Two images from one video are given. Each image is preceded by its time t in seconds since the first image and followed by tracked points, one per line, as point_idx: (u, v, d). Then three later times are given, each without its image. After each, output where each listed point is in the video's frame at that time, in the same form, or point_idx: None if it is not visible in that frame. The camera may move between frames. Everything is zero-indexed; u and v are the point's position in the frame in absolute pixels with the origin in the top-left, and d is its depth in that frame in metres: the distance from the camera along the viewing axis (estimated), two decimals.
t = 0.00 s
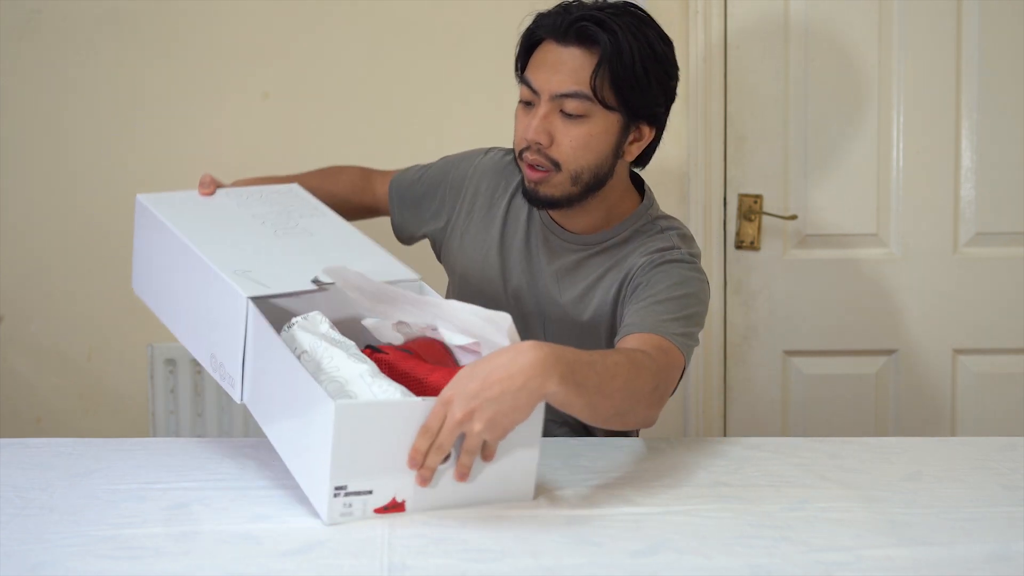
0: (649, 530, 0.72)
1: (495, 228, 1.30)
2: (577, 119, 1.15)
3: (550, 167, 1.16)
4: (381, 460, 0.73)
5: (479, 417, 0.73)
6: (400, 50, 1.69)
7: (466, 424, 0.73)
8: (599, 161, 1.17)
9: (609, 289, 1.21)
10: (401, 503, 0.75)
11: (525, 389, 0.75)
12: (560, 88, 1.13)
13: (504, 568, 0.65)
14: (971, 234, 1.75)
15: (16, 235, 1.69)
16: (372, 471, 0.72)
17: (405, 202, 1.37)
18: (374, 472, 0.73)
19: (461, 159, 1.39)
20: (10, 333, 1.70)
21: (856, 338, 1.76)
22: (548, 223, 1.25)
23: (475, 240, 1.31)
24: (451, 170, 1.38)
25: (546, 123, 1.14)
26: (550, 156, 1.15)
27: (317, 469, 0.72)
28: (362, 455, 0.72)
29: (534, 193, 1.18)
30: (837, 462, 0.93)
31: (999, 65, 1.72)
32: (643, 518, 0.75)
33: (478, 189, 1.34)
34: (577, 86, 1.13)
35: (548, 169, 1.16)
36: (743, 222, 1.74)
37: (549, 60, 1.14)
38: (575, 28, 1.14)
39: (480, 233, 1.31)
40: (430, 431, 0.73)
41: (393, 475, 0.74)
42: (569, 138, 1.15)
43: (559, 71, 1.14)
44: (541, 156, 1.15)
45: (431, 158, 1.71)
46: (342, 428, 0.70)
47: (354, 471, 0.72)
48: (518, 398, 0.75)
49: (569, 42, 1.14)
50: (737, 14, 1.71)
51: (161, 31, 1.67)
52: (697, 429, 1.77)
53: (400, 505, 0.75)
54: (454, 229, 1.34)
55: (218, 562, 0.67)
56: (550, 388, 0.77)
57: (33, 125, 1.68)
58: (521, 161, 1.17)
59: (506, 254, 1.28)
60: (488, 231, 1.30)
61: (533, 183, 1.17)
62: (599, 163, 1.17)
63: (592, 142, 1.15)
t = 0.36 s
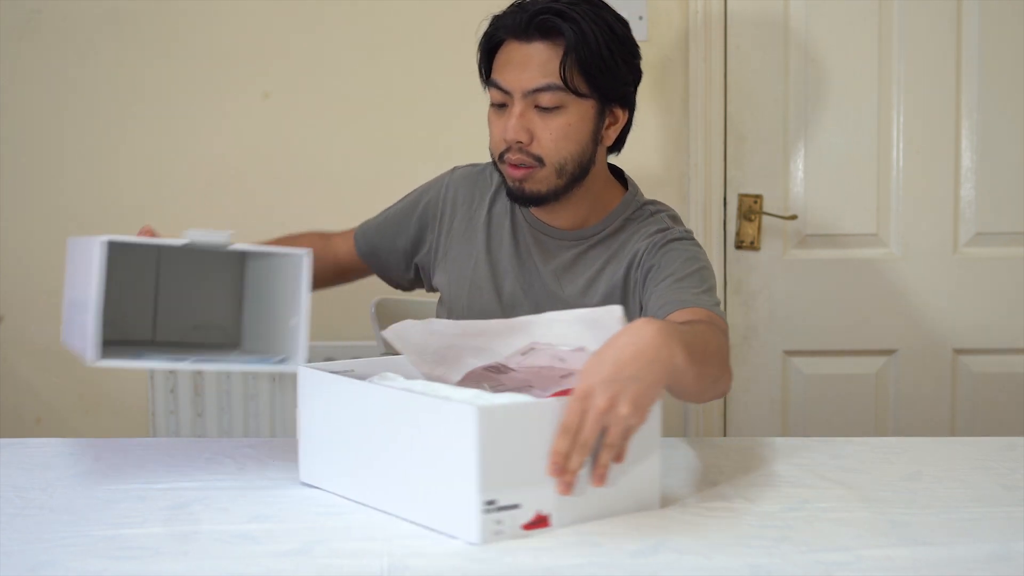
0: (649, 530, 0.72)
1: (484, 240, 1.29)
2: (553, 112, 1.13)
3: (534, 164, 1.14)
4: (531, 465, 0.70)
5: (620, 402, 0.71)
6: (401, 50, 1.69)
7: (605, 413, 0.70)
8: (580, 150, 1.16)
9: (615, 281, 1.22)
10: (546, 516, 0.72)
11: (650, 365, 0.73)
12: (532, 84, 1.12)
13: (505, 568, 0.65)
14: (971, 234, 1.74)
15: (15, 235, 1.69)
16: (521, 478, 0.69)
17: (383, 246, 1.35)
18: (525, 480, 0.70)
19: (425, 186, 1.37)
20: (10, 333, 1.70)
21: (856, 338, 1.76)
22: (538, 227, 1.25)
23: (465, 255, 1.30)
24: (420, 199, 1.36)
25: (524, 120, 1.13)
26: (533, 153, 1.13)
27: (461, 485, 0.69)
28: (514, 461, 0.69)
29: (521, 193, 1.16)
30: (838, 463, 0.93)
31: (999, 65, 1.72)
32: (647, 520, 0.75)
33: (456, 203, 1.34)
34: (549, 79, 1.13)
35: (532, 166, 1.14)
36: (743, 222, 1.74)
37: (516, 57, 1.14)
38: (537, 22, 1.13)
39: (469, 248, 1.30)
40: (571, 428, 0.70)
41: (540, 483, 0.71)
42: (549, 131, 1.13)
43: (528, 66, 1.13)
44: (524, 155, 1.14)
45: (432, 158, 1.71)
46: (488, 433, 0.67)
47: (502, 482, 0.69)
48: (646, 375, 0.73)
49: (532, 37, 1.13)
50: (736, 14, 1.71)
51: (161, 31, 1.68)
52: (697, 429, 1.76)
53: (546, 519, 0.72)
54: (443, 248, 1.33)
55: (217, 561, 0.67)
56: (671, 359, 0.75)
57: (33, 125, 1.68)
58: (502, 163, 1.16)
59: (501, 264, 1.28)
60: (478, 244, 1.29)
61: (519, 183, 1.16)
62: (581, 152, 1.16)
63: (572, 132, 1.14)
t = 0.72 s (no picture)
0: (650, 530, 0.72)
1: (487, 250, 1.27)
2: (545, 107, 1.14)
3: (534, 161, 1.15)
4: (593, 463, 0.70)
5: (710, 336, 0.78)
6: (401, 50, 1.69)
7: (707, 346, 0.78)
8: (576, 139, 1.16)
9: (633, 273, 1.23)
10: (604, 513, 0.72)
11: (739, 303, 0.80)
12: (520, 82, 1.13)
13: (505, 568, 0.65)
14: (971, 234, 1.74)
15: (15, 235, 1.69)
16: (585, 477, 0.70)
17: (375, 288, 1.30)
18: (587, 480, 0.70)
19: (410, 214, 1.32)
20: (10, 333, 1.70)
21: (856, 338, 1.76)
22: (542, 228, 1.26)
23: (467, 268, 1.28)
24: (408, 225, 1.31)
25: (517, 120, 1.13)
26: (531, 150, 1.14)
27: (526, 488, 0.69)
28: (581, 459, 0.69)
29: (525, 192, 1.17)
30: (838, 462, 0.93)
31: (999, 65, 1.72)
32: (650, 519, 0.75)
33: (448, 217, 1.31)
34: (535, 74, 1.13)
35: (532, 163, 1.15)
36: (743, 222, 1.74)
37: (499, 59, 1.14)
38: (514, 21, 1.14)
39: (470, 262, 1.28)
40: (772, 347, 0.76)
41: (600, 481, 0.71)
42: (543, 126, 1.14)
43: (513, 66, 1.13)
44: (522, 154, 1.14)
45: (433, 158, 1.71)
46: (558, 433, 0.67)
47: (568, 481, 0.69)
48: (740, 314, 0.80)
49: (512, 37, 1.14)
50: (736, 14, 1.71)
51: (161, 31, 1.68)
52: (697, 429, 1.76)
53: (604, 518, 0.72)
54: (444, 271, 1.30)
55: (217, 561, 0.67)
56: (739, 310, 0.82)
57: (33, 125, 1.68)
58: (502, 166, 1.16)
59: (511, 273, 1.26)
60: (479, 255, 1.27)
61: (520, 182, 1.16)
62: (576, 141, 1.16)
63: (566, 123, 1.15)
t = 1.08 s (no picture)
0: (650, 530, 0.72)
1: (494, 253, 1.28)
2: (543, 114, 1.14)
3: (536, 168, 1.16)
4: (592, 463, 0.70)
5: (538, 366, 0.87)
6: (401, 50, 1.69)
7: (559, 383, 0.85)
8: (574, 143, 1.17)
9: (641, 273, 1.26)
10: (605, 514, 0.72)
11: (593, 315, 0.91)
12: (517, 91, 1.13)
13: (505, 567, 0.65)
14: (971, 234, 1.74)
15: (14, 235, 1.69)
16: (585, 477, 0.70)
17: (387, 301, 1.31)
18: (588, 479, 0.70)
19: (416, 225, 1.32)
20: (10, 333, 1.70)
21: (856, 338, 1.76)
22: (549, 229, 1.27)
23: (475, 272, 1.29)
24: (413, 233, 1.31)
25: (516, 129, 1.14)
26: (532, 158, 1.15)
27: (525, 489, 0.69)
28: (580, 459, 0.69)
29: (529, 199, 1.19)
30: (838, 462, 0.93)
31: (999, 65, 1.72)
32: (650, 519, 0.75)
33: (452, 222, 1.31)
34: (531, 82, 1.13)
35: (534, 170, 1.16)
36: (743, 222, 1.74)
37: (494, 70, 1.14)
38: (505, 31, 1.13)
39: (477, 266, 1.29)
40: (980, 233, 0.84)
41: (601, 480, 0.71)
42: (543, 133, 1.14)
43: (509, 76, 1.13)
44: (523, 162, 1.15)
45: (432, 158, 1.71)
46: (558, 434, 0.67)
47: (567, 482, 0.69)
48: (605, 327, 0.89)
49: (504, 47, 1.14)
50: (736, 14, 1.71)
51: (161, 31, 1.68)
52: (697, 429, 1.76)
53: (604, 517, 0.72)
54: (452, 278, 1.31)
55: (217, 561, 0.67)
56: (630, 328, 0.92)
57: (32, 125, 1.68)
58: (505, 174, 1.17)
59: (520, 276, 1.26)
60: (487, 258, 1.28)
61: (525, 189, 1.18)
62: (575, 145, 1.17)
63: (565, 128, 1.15)
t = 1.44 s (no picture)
0: (649, 530, 0.72)
1: (495, 254, 1.28)
2: (548, 118, 1.14)
3: (542, 172, 1.16)
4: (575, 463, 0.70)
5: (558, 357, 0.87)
6: (401, 49, 1.69)
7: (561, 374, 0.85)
8: (580, 147, 1.17)
9: (641, 275, 1.26)
10: (590, 515, 0.71)
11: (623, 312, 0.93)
12: (522, 95, 1.13)
13: (505, 568, 0.65)
14: (971, 234, 1.74)
15: (14, 234, 1.69)
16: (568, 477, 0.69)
17: (383, 298, 1.31)
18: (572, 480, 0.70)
19: (413, 220, 1.31)
20: (10, 333, 1.70)
21: (856, 338, 1.76)
22: (551, 230, 1.27)
23: (475, 273, 1.29)
24: (412, 230, 1.31)
25: (522, 133, 1.13)
26: (538, 163, 1.15)
27: (507, 488, 0.69)
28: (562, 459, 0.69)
29: (534, 202, 1.19)
30: (838, 462, 0.93)
31: (999, 65, 1.72)
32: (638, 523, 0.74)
33: (452, 221, 1.31)
34: (537, 86, 1.13)
35: (539, 175, 1.16)
36: (743, 222, 1.74)
37: (500, 74, 1.13)
38: (511, 34, 1.13)
39: (478, 265, 1.29)
40: None
41: (585, 482, 0.71)
42: (549, 138, 1.14)
43: (514, 80, 1.13)
44: (529, 167, 1.15)
45: (432, 158, 1.71)
46: (539, 435, 0.67)
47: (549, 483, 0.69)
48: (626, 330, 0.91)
49: (510, 51, 1.13)
50: (736, 14, 1.71)
51: (161, 31, 1.68)
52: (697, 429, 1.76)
53: (588, 519, 0.72)
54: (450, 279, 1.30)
55: (217, 561, 0.67)
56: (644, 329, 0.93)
57: (32, 125, 1.68)
58: (509, 177, 1.17)
59: (520, 276, 1.27)
60: (488, 259, 1.28)
61: (529, 194, 1.18)
62: (580, 149, 1.17)
63: (571, 133, 1.15)
